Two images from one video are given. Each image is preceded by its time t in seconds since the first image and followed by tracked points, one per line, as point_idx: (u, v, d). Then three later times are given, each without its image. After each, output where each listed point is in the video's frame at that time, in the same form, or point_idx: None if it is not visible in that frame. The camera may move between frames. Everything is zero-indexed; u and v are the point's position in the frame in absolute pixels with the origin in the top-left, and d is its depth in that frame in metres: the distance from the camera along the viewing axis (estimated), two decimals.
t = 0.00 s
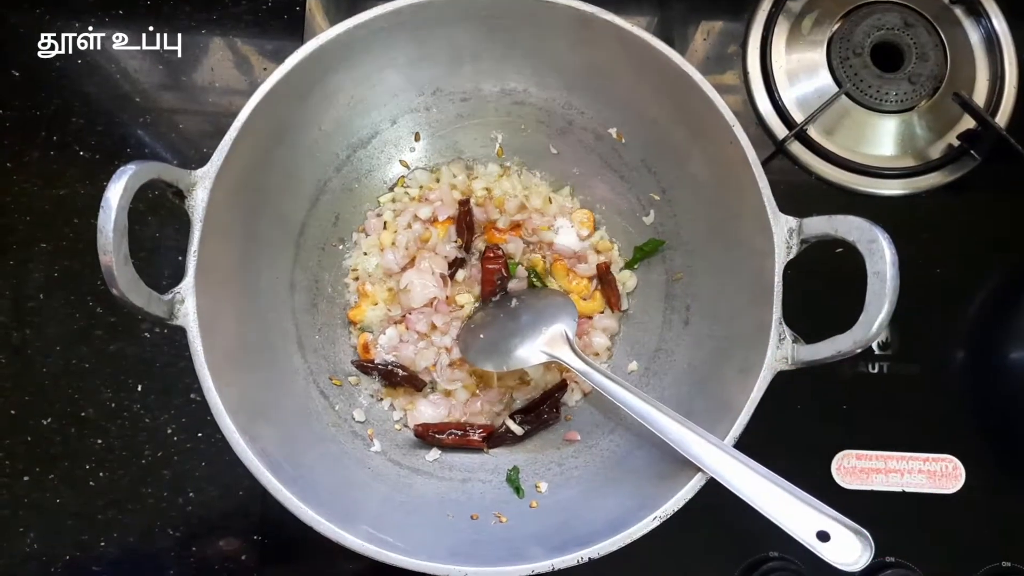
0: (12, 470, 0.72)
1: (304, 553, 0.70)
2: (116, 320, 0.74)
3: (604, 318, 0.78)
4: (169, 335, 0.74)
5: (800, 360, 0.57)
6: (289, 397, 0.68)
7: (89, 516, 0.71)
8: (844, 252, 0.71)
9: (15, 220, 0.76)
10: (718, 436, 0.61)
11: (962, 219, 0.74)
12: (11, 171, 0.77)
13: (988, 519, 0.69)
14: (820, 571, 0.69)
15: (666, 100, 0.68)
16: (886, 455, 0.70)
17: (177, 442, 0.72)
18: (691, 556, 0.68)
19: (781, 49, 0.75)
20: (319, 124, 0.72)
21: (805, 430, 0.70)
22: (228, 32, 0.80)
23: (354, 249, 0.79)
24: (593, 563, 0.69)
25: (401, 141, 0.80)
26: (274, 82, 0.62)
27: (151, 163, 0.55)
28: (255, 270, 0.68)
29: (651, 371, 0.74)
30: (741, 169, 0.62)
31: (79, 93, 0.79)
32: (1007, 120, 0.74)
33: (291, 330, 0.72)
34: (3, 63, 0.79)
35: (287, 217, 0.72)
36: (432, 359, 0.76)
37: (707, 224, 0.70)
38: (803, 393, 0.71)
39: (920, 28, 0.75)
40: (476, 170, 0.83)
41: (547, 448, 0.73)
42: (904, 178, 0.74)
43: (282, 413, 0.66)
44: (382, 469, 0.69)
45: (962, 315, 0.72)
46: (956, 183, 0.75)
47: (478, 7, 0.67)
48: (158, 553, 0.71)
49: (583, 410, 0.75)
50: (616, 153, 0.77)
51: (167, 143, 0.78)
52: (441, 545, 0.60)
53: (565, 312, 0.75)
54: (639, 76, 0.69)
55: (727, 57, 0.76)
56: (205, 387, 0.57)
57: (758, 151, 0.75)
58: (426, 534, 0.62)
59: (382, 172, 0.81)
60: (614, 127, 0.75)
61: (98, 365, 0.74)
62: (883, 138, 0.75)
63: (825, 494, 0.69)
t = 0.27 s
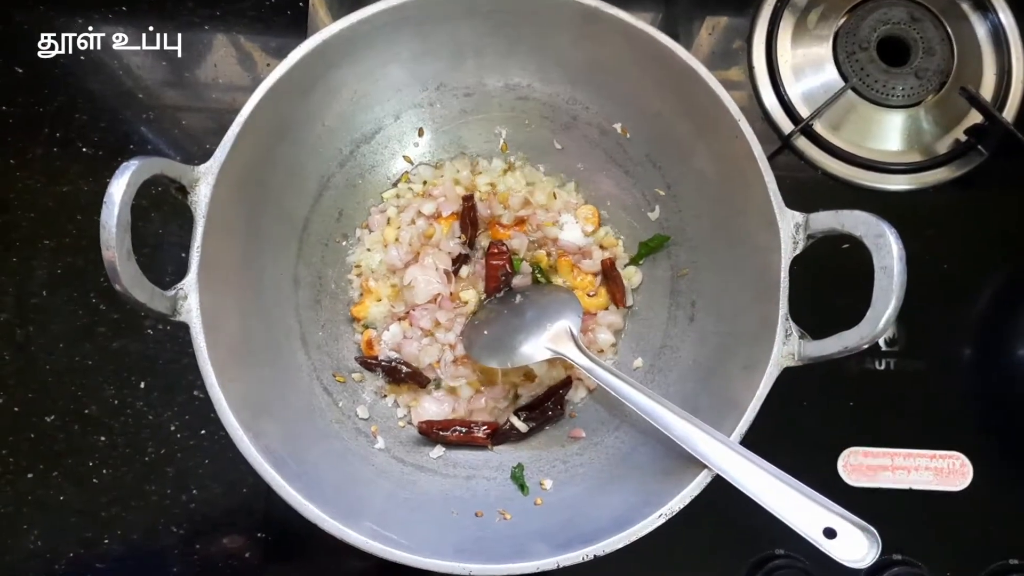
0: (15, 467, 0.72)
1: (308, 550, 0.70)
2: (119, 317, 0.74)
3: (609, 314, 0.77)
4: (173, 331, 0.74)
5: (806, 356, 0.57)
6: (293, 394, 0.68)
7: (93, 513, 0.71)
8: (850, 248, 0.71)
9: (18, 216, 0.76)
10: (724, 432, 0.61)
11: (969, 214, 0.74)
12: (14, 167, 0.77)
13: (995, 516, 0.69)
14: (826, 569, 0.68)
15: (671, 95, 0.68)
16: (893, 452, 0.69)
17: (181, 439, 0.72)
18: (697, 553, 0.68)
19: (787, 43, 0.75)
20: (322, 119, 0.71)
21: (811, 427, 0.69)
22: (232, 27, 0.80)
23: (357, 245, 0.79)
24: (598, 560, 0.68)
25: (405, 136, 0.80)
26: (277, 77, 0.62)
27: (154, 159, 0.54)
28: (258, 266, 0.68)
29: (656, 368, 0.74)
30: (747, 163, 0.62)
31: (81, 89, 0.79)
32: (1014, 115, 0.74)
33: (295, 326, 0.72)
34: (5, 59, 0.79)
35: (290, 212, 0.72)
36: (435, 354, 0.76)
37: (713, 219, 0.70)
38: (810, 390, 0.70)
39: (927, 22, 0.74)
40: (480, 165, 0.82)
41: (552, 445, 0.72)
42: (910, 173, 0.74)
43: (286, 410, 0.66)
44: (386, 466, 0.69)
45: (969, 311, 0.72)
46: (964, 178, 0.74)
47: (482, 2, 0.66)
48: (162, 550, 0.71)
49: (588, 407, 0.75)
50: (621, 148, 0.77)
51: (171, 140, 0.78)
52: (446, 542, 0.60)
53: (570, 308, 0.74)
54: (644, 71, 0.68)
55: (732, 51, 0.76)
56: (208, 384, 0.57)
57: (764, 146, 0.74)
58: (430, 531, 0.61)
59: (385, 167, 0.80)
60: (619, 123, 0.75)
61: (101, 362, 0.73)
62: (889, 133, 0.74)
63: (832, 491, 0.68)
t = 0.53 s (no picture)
0: (21, 469, 0.73)
1: (313, 551, 0.70)
2: (124, 320, 0.75)
3: (611, 318, 0.78)
4: (178, 334, 0.74)
5: (807, 360, 0.57)
6: (298, 397, 0.68)
7: (99, 514, 0.72)
8: (849, 252, 0.71)
9: (24, 220, 0.77)
10: (725, 435, 0.61)
11: (968, 219, 0.74)
12: (19, 171, 0.78)
13: (994, 518, 0.69)
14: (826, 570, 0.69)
15: (672, 101, 0.69)
16: (892, 455, 0.70)
17: (186, 441, 0.73)
18: (698, 555, 0.69)
19: (787, 49, 0.76)
20: (327, 125, 0.72)
21: (811, 430, 0.70)
22: (236, 32, 0.80)
23: (361, 249, 0.79)
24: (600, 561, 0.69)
25: (409, 141, 0.80)
26: (282, 84, 0.62)
27: (162, 165, 0.55)
28: (263, 270, 0.68)
29: (657, 371, 0.74)
30: (749, 169, 0.62)
31: (87, 93, 0.80)
32: (1014, 120, 0.74)
33: (299, 330, 0.72)
34: (11, 63, 0.80)
35: (295, 217, 0.72)
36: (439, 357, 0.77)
37: (714, 224, 0.70)
38: (810, 393, 0.71)
39: (927, 27, 0.75)
40: (483, 170, 0.83)
41: (554, 448, 0.73)
42: (910, 178, 0.74)
43: (291, 413, 0.66)
44: (390, 468, 0.69)
45: (968, 314, 0.73)
46: (963, 182, 0.75)
47: (486, 8, 0.67)
48: (168, 551, 0.71)
49: (590, 410, 0.75)
50: (623, 153, 0.78)
51: (175, 144, 0.78)
52: (450, 544, 0.61)
53: (572, 311, 0.75)
54: (645, 77, 0.69)
55: (732, 56, 0.76)
56: (215, 387, 0.58)
57: (765, 151, 0.75)
58: (434, 533, 0.62)
59: (390, 172, 0.81)
60: (621, 128, 0.76)
61: (107, 365, 0.74)
62: (889, 138, 0.75)
63: (832, 493, 0.69)
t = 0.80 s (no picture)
0: (19, 471, 0.73)
1: (311, 555, 0.70)
2: (122, 322, 0.75)
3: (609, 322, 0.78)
4: (176, 337, 0.74)
5: (805, 365, 0.57)
6: (295, 401, 0.68)
7: (95, 517, 0.72)
8: (847, 256, 0.71)
9: (22, 222, 0.77)
10: (723, 440, 0.61)
11: (966, 223, 0.74)
12: (17, 173, 0.78)
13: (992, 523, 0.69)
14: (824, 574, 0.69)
15: (670, 105, 0.69)
16: (890, 460, 0.70)
17: (184, 444, 0.73)
18: (695, 559, 0.69)
19: (786, 52, 0.75)
20: (325, 129, 0.72)
21: (809, 435, 0.70)
22: (234, 34, 0.80)
23: (360, 253, 0.79)
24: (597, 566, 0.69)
25: (407, 144, 0.80)
26: (280, 88, 0.62)
27: (159, 169, 0.55)
28: (261, 274, 0.68)
29: (655, 375, 0.74)
30: (747, 174, 0.62)
31: (85, 95, 0.80)
32: (1012, 125, 0.74)
33: (297, 333, 0.72)
34: (10, 65, 0.80)
35: (292, 220, 0.72)
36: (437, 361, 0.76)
37: (712, 228, 0.70)
38: (808, 397, 0.71)
39: (926, 31, 0.75)
40: (481, 173, 0.83)
41: (552, 452, 0.73)
42: (908, 183, 0.74)
43: (288, 417, 0.66)
44: (388, 472, 0.69)
45: (967, 319, 0.73)
46: (962, 187, 0.75)
47: (484, 12, 0.67)
48: (164, 555, 0.71)
49: (588, 413, 0.75)
50: (621, 157, 0.78)
51: (173, 146, 0.78)
52: (447, 549, 0.61)
53: (570, 315, 0.75)
54: (643, 81, 0.69)
55: (731, 60, 0.76)
56: (211, 392, 0.58)
57: (763, 155, 0.75)
58: (431, 538, 0.62)
59: (387, 176, 0.81)
60: (619, 132, 0.76)
61: (105, 367, 0.74)
62: (887, 142, 0.75)
63: (830, 498, 0.69)
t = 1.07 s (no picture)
0: (8, 468, 0.73)
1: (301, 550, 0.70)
2: (112, 319, 0.75)
3: (598, 317, 0.79)
4: (166, 332, 0.74)
5: (791, 358, 0.58)
6: (286, 395, 0.68)
7: (85, 513, 0.72)
8: (834, 253, 0.72)
9: (11, 218, 0.77)
10: (711, 433, 0.62)
11: (952, 219, 0.75)
12: (7, 169, 0.78)
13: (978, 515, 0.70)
14: (812, 567, 0.69)
15: (658, 101, 0.69)
16: (876, 453, 0.71)
17: (174, 439, 0.73)
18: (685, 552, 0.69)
19: (773, 50, 0.76)
20: (315, 124, 0.72)
21: (797, 429, 0.70)
22: (224, 31, 0.80)
23: (350, 248, 0.80)
24: (587, 559, 0.69)
25: (397, 140, 0.81)
26: (269, 83, 0.62)
27: (149, 163, 0.55)
28: (251, 269, 0.68)
29: (644, 370, 0.75)
30: (735, 170, 0.63)
31: (75, 92, 0.80)
32: (996, 122, 0.75)
33: (288, 328, 0.72)
34: None
35: (283, 215, 0.73)
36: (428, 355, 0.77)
37: (701, 224, 0.71)
38: (795, 392, 0.71)
39: (912, 29, 0.75)
40: (471, 169, 0.83)
41: (541, 446, 0.73)
42: (895, 179, 0.75)
43: (278, 411, 0.66)
44: (378, 466, 0.69)
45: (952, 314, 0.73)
46: (947, 183, 0.75)
47: (474, 8, 0.67)
48: (155, 550, 0.71)
49: (577, 408, 0.76)
50: (610, 153, 0.78)
51: (163, 143, 0.78)
52: (437, 542, 0.61)
53: (559, 309, 0.75)
54: (631, 77, 0.69)
55: (719, 58, 0.77)
56: (202, 385, 0.58)
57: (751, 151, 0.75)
58: (421, 530, 0.62)
59: (377, 171, 0.81)
60: (608, 128, 0.76)
61: (94, 363, 0.74)
62: (874, 139, 0.75)
63: (817, 491, 0.69)
